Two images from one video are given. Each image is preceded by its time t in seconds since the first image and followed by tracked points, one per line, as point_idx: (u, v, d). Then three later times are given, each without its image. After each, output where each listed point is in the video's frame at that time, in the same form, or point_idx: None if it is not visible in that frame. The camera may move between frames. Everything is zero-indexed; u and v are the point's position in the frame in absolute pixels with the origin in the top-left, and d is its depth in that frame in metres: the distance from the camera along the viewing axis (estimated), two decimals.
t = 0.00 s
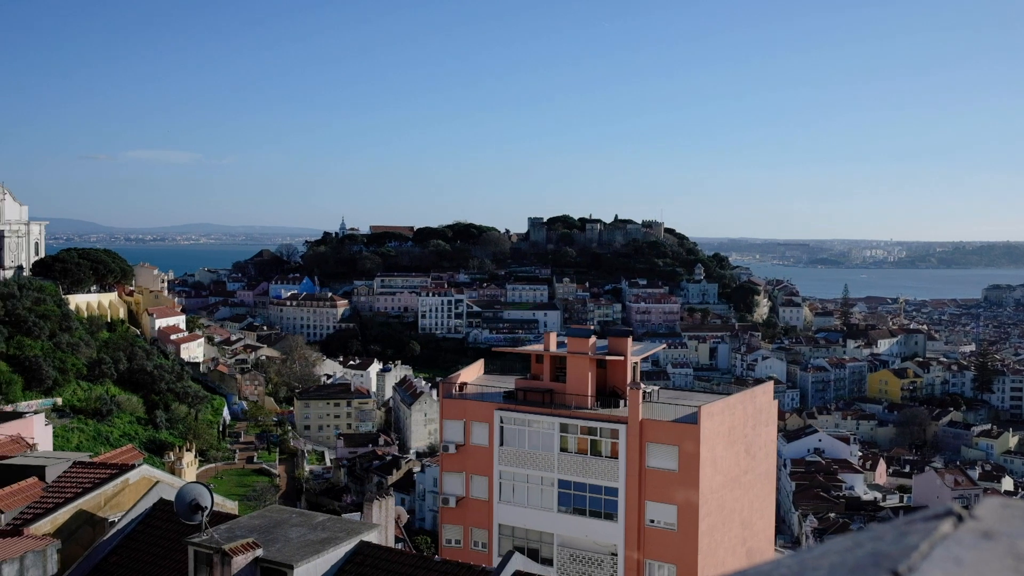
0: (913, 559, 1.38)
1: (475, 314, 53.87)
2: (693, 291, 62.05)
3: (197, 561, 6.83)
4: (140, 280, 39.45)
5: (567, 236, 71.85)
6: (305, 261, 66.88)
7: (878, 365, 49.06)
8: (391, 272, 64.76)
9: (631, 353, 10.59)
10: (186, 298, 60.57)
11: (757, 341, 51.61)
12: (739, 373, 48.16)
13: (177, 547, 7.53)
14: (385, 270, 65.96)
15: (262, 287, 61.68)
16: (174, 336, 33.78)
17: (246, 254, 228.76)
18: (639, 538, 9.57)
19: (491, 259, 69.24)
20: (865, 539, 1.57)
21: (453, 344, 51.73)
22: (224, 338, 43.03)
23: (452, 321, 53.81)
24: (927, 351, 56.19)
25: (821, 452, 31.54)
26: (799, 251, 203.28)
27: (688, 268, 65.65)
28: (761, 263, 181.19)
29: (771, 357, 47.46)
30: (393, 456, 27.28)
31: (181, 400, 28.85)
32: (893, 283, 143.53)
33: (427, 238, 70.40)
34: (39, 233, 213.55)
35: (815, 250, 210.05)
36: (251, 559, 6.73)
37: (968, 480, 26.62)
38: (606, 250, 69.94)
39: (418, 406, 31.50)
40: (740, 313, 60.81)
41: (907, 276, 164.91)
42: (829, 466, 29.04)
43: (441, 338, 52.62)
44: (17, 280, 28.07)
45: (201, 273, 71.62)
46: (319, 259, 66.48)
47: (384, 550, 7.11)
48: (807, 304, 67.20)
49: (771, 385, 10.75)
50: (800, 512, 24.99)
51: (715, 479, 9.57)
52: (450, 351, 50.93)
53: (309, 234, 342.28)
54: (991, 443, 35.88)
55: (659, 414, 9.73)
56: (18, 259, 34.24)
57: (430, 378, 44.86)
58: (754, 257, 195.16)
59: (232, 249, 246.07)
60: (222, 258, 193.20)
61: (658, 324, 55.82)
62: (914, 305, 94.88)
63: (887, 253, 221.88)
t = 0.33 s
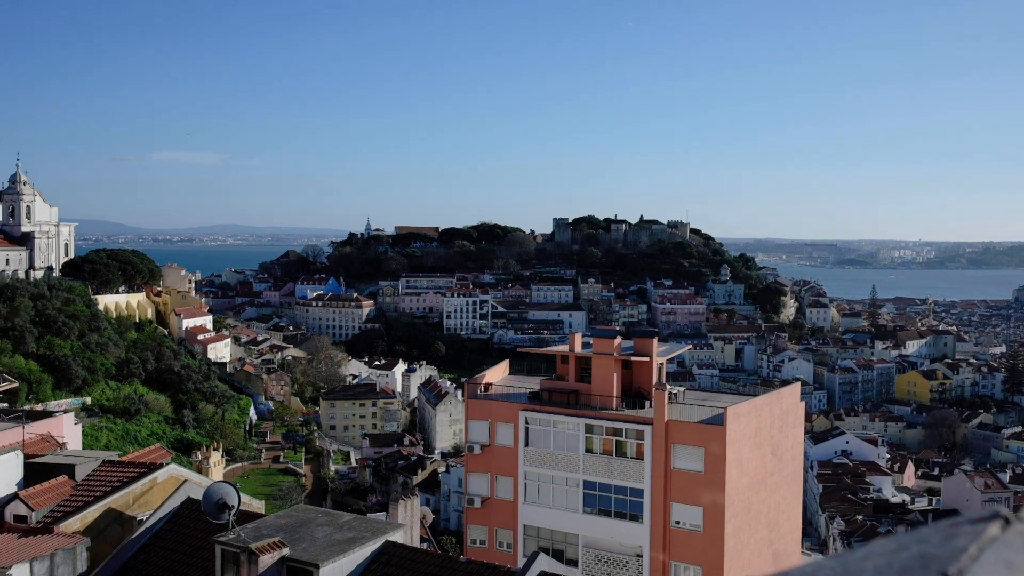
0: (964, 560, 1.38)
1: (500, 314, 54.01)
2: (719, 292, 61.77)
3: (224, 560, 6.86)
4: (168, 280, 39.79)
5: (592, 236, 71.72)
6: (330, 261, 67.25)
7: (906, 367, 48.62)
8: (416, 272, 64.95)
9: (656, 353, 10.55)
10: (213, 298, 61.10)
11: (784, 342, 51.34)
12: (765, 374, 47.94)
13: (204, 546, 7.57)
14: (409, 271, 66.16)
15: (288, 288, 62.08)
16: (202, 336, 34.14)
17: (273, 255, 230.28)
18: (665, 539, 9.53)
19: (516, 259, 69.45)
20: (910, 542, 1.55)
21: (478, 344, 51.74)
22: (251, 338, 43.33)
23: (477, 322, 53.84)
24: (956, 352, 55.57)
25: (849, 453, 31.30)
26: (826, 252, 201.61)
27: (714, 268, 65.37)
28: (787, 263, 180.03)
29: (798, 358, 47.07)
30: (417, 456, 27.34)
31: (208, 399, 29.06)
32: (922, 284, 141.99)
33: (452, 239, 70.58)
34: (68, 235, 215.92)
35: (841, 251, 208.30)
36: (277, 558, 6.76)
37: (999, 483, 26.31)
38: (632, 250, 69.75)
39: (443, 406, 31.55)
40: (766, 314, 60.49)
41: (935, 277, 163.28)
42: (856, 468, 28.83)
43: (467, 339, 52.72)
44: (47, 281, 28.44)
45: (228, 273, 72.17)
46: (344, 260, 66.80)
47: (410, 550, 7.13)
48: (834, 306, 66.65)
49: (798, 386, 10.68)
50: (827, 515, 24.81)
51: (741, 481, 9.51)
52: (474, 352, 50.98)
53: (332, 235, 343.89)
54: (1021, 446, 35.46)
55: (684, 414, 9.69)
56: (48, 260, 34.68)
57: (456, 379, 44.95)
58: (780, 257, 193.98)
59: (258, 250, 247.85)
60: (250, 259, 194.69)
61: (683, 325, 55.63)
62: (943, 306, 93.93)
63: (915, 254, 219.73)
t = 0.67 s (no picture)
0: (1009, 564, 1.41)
1: (521, 315, 54.02)
2: (741, 293, 61.48)
3: (246, 560, 6.87)
4: (191, 280, 40.02)
5: (613, 236, 71.61)
6: (352, 262, 67.52)
7: (931, 368, 48.20)
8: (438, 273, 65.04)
9: (678, 354, 10.50)
10: (236, 298, 61.50)
11: (807, 343, 51.08)
12: (788, 375, 47.71)
13: (227, 545, 7.61)
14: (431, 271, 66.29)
15: (310, 288, 62.41)
16: (224, 336, 34.43)
17: (295, 255, 231.43)
18: (687, 541, 9.50)
19: (537, 260, 69.54)
20: (950, 544, 1.57)
21: (499, 345, 51.75)
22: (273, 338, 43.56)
23: (498, 322, 53.81)
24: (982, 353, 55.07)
25: (873, 455, 31.11)
26: (848, 253, 200.21)
27: (736, 269, 65.12)
28: (810, 263, 178.92)
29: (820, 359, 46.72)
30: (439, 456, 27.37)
31: (231, 399, 29.23)
32: (947, 284, 140.64)
33: (474, 239, 70.71)
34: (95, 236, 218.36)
35: (865, 252, 206.75)
36: (299, 557, 6.77)
37: None
38: (653, 250, 69.55)
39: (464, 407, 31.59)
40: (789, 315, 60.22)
41: (960, 277, 161.92)
42: (880, 470, 28.65)
43: (488, 339, 52.73)
44: (72, 281, 28.72)
45: (251, 274, 72.67)
46: (366, 260, 67.05)
47: (432, 550, 7.13)
48: (858, 307, 66.14)
49: (821, 388, 10.62)
50: (851, 516, 24.65)
51: (764, 482, 9.46)
52: (495, 352, 51.00)
53: (351, 235, 345.23)
54: None
55: (706, 416, 9.65)
56: (74, 260, 35.02)
57: (477, 380, 45.00)
58: (803, 257, 192.83)
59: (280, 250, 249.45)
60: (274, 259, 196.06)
61: (705, 326, 55.45)
62: (969, 307, 93.15)
63: (939, 254, 217.76)
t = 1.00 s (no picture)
0: None
1: (541, 316, 53.99)
2: (762, 294, 61.18)
3: (268, 559, 6.88)
4: (212, 280, 40.22)
5: (633, 237, 71.43)
6: (373, 262, 67.78)
7: (954, 370, 47.76)
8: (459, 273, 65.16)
9: (699, 355, 10.44)
10: (258, 298, 61.90)
11: (829, 345, 50.79)
12: (810, 377, 47.43)
13: (249, 543, 7.64)
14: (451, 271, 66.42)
15: (330, 289, 62.68)
16: (246, 335, 35.03)
17: (315, 255, 232.08)
18: (707, 543, 9.46)
19: (558, 261, 69.59)
20: (987, 548, 1.77)
21: (519, 345, 51.75)
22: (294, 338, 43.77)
23: (519, 323, 53.80)
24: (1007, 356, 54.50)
25: (895, 458, 30.89)
26: (871, 255, 198.76)
27: (757, 269, 64.85)
28: (832, 264, 177.63)
29: (842, 361, 46.42)
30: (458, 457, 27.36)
31: (251, 398, 29.38)
32: (972, 286, 139.11)
33: (494, 240, 70.82)
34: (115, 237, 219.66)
35: (887, 254, 205.08)
36: (320, 557, 6.78)
37: None
38: (674, 251, 69.33)
39: (484, 407, 31.63)
40: (811, 317, 59.86)
41: (983, 279, 160.34)
42: (902, 472, 28.46)
43: (508, 340, 52.73)
44: (95, 281, 28.95)
45: (271, 273, 73.03)
46: (387, 260, 67.29)
47: (451, 550, 7.13)
48: (880, 309, 65.58)
49: (843, 390, 10.54)
50: (873, 519, 24.48)
51: (785, 484, 9.39)
52: (515, 353, 51.00)
53: (369, 236, 346.17)
54: None
55: (727, 417, 9.60)
56: (97, 261, 35.31)
57: (497, 380, 45.04)
58: (825, 258, 191.44)
59: (299, 251, 250.41)
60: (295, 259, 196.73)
61: (726, 327, 55.23)
62: (995, 309, 92.21)
63: (963, 256, 215.60)
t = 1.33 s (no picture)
0: None
1: (561, 317, 53.95)
2: (783, 295, 60.89)
3: (288, 558, 6.88)
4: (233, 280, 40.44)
5: (654, 238, 71.24)
6: (393, 263, 67.99)
7: (977, 372, 47.28)
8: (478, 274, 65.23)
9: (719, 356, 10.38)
10: (278, 298, 62.25)
11: (850, 346, 50.50)
12: (831, 379, 47.19)
13: (268, 543, 7.67)
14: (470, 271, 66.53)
15: (350, 289, 62.97)
16: (266, 336, 35.14)
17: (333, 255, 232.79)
18: (727, 545, 9.43)
19: (577, 261, 69.55)
20: None
21: (538, 346, 51.74)
22: (314, 338, 43.96)
23: (538, 324, 53.78)
24: None
25: (917, 461, 30.67)
26: (893, 257, 197.40)
27: (778, 270, 64.55)
28: (854, 266, 176.50)
29: (864, 362, 46.13)
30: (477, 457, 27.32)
31: (272, 398, 29.53)
32: (996, 288, 137.71)
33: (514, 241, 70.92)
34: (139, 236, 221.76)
35: (909, 257, 203.58)
36: (340, 556, 6.79)
37: None
38: (694, 252, 69.10)
39: (503, 408, 31.64)
40: (832, 318, 59.48)
41: (1010, 281, 158.40)
42: (925, 475, 28.24)
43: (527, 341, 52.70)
44: (118, 281, 29.19)
45: (291, 273, 73.46)
46: (406, 261, 67.49)
47: (471, 551, 7.13)
48: (903, 310, 65.06)
49: (865, 392, 10.48)
50: (894, 522, 24.31)
51: (805, 486, 9.33)
52: (535, 353, 50.97)
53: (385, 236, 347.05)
54: None
55: (747, 418, 9.55)
56: (119, 261, 35.54)
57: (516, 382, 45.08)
58: (846, 259, 190.21)
59: (319, 252, 251.49)
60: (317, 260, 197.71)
61: (746, 328, 55.00)
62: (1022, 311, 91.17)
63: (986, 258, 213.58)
